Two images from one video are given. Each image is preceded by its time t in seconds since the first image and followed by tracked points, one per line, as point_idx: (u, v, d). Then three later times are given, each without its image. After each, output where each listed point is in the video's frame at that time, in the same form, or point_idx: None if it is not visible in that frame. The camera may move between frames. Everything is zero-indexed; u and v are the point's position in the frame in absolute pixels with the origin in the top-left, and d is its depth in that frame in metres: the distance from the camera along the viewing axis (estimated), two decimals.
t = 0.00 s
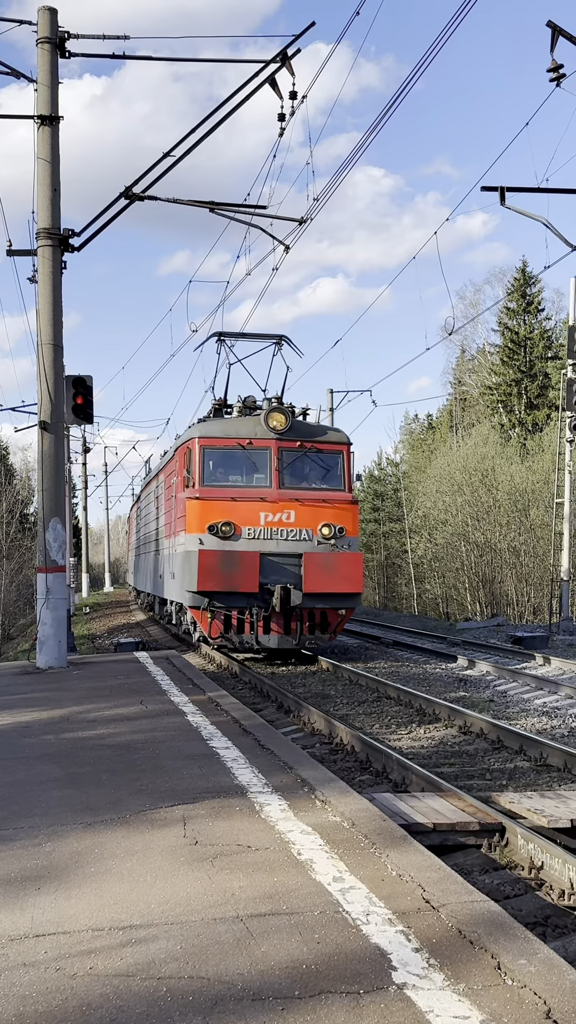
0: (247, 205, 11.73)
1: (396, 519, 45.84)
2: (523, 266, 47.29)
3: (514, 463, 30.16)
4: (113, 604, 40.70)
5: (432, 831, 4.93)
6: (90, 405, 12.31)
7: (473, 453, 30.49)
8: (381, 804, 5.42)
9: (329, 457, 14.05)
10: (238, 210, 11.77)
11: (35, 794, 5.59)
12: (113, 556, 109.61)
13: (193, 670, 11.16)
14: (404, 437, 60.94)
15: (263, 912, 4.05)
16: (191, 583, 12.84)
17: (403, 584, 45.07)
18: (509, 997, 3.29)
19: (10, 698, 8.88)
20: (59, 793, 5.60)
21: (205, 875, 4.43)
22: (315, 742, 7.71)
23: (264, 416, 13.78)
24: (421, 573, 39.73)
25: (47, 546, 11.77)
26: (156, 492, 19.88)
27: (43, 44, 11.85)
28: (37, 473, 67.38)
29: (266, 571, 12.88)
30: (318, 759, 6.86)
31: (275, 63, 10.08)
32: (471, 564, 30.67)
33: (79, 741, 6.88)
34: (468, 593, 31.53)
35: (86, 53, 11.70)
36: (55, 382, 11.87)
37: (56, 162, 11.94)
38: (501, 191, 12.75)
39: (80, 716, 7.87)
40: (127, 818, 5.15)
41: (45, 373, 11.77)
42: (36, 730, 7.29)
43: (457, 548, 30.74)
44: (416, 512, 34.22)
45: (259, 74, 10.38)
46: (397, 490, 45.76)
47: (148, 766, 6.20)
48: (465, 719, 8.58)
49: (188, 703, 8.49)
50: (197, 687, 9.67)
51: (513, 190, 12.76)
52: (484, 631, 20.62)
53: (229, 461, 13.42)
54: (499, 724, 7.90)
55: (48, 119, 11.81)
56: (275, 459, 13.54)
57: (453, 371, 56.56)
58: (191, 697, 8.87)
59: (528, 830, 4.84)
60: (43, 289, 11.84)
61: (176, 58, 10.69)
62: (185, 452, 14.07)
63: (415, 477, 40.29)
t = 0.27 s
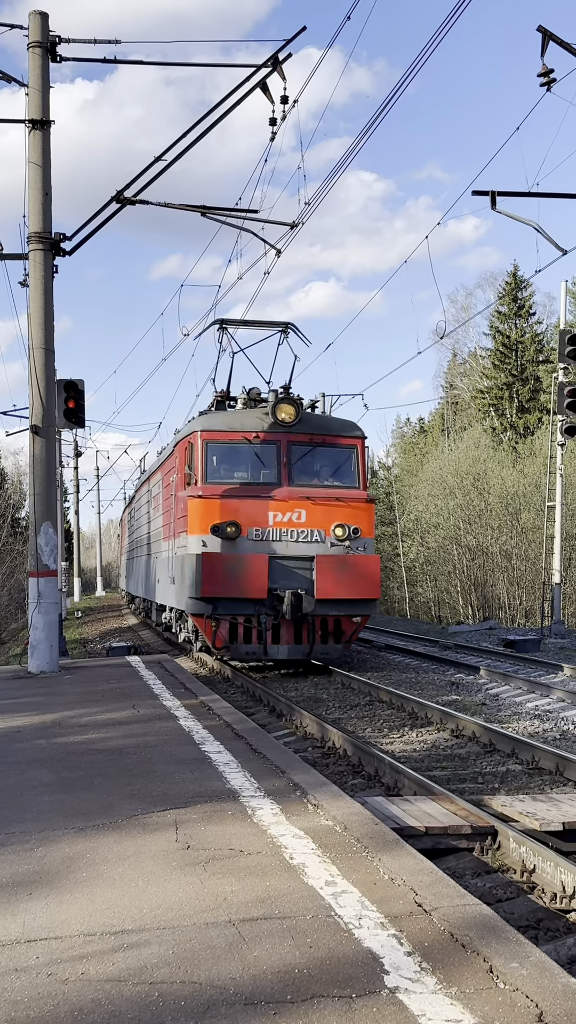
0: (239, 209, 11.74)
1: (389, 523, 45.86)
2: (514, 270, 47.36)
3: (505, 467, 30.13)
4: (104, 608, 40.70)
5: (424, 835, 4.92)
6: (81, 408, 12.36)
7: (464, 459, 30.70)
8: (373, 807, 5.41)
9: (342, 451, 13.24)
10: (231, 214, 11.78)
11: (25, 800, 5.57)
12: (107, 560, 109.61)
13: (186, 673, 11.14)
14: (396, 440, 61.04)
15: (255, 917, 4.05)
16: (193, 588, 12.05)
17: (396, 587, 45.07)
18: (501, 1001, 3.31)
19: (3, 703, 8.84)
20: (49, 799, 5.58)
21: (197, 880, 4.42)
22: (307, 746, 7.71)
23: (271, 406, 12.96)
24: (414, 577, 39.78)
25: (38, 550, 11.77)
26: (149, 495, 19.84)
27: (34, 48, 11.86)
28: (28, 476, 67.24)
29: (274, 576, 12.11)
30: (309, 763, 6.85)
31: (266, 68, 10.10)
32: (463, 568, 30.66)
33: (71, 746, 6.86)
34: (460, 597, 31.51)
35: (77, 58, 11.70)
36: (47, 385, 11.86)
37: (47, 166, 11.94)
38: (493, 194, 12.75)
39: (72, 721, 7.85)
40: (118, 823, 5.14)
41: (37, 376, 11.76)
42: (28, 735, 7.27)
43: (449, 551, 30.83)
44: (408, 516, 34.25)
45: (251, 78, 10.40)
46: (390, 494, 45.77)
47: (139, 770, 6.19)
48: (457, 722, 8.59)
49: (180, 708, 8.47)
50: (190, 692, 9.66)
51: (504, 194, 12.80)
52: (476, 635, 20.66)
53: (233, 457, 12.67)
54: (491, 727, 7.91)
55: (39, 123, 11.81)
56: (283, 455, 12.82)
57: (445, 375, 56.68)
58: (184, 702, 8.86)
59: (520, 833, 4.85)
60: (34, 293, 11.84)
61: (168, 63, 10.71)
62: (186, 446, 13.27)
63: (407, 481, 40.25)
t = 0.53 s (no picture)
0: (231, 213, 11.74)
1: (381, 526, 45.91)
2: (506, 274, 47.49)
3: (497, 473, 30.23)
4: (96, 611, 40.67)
5: (416, 839, 4.92)
6: (73, 412, 12.32)
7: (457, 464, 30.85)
8: (365, 811, 5.41)
9: (358, 442, 12.27)
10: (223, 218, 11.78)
11: (17, 805, 5.56)
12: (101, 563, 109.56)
13: (179, 677, 11.11)
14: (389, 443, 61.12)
15: (248, 921, 4.06)
16: (197, 595, 11.08)
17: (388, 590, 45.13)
18: (494, 1005, 3.32)
19: None
20: (42, 804, 5.57)
21: (189, 885, 4.42)
22: (300, 750, 7.70)
23: (281, 395, 11.99)
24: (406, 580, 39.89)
25: (30, 554, 11.77)
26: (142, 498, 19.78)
27: (25, 53, 11.85)
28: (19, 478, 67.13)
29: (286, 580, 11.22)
30: (302, 767, 6.84)
31: (257, 72, 10.10)
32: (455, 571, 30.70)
33: (63, 751, 6.85)
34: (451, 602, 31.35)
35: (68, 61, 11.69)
36: (39, 388, 11.84)
37: (39, 170, 11.94)
38: (484, 198, 12.75)
39: (64, 725, 7.83)
40: (109, 828, 5.13)
41: (29, 381, 11.75)
42: (20, 740, 7.25)
43: (441, 555, 30.82)
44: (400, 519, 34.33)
45: (242, 83, 10.41)
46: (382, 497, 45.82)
47: (132, 775, 6.17)
48: (450, 726, 8.60)
49: (173, 712, 8.45)
50: (183, 695, 9.64)
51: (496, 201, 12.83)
52: (466, 638, 20.75)
53: (241, 450, 11.63)
54: (483, 731, 7.92)
55: (31, 127, 11.81)
56: (295, 448, 11.81)
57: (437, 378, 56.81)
58: (177, 705, 8.84)
59: (512, 836, 4.85)
60: (26, 298, 11.83)
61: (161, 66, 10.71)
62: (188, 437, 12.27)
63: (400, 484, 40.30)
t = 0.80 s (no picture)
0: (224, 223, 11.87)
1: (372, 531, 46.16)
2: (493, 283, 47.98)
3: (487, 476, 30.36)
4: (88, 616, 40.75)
5: (407, 837, 4.99)
6: (69, 419, 12.44)
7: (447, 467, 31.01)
8: (357, 811, 5.49)
9: (377, 436, 11.95)
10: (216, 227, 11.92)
11: (15, 805, 5.62)
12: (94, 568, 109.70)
13: (172, 678, 11.16)
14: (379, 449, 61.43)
15: (241, 918, 4.13)
16: (208, 598, 10.75)
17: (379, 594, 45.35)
18: (483, 999, 3.40)
19: None
20: (39, 804, 5.63)
21: (184, 884, 4.49)
22: (292, 749, 7.79)
23: (293, 388, 11.76)
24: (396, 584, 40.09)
25: (27, 559, 11.83)
26: (139, 501, 19.91)
27: (20, 65, 11.93)
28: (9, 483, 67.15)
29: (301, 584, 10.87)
30: (295, 766, 6.91)
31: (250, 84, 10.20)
32: (445, 576, 30.72)
33: (59, 752, 6.91)
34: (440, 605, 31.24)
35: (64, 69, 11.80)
36: (36, 397, 11.94)
37: (35, 180, 12.01)
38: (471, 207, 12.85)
39: (61, 727, 7.89)
40: (105, 828, 5.19)
41: (25, 389, 11.84)
42: (18, 741, 7.31)
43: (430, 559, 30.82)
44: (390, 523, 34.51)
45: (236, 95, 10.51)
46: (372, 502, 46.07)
47: (128, 775, 6.24)
48: (440, 726, 8.68)
49: (168, 713, 8.51)
50: (178, 696, 9.72)
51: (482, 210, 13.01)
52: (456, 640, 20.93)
53: (254, 446, 11.39)
54: (471, 731, 7.99)
55: (27, 138, 11.88)
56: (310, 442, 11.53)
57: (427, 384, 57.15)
58: (171, 706, 8.91)
59: (501, 834, 4.93)
60: (22, 307, 11.90)
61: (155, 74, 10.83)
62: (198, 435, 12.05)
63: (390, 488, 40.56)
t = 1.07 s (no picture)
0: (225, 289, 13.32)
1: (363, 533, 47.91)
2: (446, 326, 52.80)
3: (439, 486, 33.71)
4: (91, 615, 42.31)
5: (376, 771, 6.26)
6: (112, 443, 13.70)
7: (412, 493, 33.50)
8: (338, 749, 6.77)
9: (380, 445, 13.24)
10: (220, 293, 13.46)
11: (67, 744, 6.92)
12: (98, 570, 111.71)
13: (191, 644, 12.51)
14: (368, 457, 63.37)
15: (246, 833, 5.39)
16: (233, 586, 11.85)
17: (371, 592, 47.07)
18: (432, 897, 4.59)
19: (37, 674, 10.13)
20: (87, 743, 6.93)
21: (200, 807, 5.75)
22: (286, 701, 9.12)
23: (308, 401, 13.03)
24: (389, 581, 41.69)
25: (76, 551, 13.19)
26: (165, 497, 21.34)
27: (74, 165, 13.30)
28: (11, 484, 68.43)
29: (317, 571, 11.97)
30: (287, 715, 8.21)
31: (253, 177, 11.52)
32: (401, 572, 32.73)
33: (102, 703, 8.22)
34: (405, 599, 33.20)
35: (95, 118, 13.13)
36: (84, 423, 13.28)
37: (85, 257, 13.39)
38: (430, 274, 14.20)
39: (100, 684, 9.21)
40: (140, 763, 6.47)
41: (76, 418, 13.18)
42: (67, 695, 8.63)
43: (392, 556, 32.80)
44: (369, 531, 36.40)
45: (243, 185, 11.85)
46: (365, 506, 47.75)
47: (157, 721, 7.54)
48: (401, 684, 9.99)
49: (188, 672, 9.87)
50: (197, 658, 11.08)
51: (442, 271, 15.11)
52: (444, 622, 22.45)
53: (273, 450, 12.59)
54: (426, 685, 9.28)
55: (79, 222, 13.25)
56: (322, 448, 12.77)
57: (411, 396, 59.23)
58: (190, 668, 10.26)
59: (449, 768, 6.23)
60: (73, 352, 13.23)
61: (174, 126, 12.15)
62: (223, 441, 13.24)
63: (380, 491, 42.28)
